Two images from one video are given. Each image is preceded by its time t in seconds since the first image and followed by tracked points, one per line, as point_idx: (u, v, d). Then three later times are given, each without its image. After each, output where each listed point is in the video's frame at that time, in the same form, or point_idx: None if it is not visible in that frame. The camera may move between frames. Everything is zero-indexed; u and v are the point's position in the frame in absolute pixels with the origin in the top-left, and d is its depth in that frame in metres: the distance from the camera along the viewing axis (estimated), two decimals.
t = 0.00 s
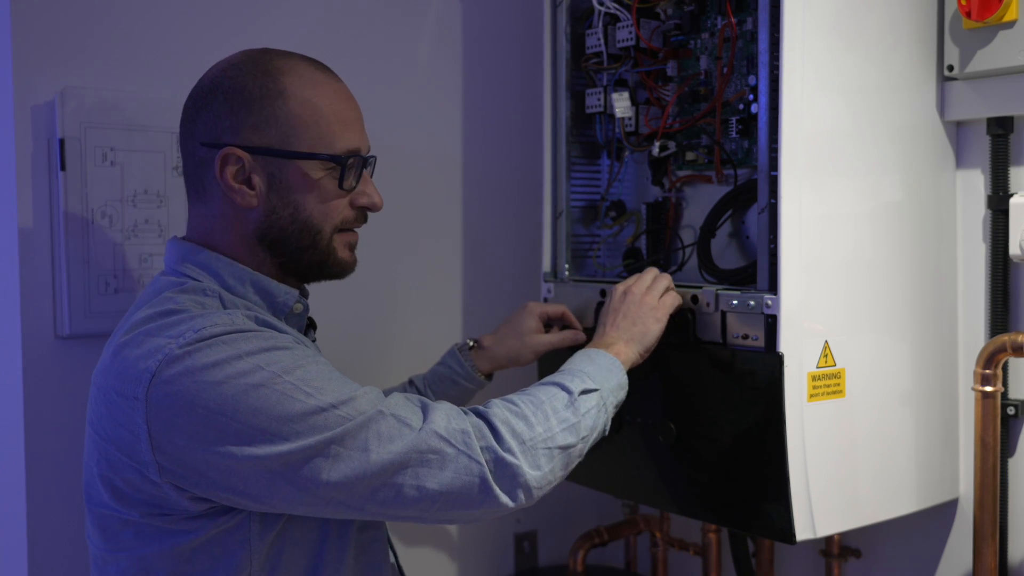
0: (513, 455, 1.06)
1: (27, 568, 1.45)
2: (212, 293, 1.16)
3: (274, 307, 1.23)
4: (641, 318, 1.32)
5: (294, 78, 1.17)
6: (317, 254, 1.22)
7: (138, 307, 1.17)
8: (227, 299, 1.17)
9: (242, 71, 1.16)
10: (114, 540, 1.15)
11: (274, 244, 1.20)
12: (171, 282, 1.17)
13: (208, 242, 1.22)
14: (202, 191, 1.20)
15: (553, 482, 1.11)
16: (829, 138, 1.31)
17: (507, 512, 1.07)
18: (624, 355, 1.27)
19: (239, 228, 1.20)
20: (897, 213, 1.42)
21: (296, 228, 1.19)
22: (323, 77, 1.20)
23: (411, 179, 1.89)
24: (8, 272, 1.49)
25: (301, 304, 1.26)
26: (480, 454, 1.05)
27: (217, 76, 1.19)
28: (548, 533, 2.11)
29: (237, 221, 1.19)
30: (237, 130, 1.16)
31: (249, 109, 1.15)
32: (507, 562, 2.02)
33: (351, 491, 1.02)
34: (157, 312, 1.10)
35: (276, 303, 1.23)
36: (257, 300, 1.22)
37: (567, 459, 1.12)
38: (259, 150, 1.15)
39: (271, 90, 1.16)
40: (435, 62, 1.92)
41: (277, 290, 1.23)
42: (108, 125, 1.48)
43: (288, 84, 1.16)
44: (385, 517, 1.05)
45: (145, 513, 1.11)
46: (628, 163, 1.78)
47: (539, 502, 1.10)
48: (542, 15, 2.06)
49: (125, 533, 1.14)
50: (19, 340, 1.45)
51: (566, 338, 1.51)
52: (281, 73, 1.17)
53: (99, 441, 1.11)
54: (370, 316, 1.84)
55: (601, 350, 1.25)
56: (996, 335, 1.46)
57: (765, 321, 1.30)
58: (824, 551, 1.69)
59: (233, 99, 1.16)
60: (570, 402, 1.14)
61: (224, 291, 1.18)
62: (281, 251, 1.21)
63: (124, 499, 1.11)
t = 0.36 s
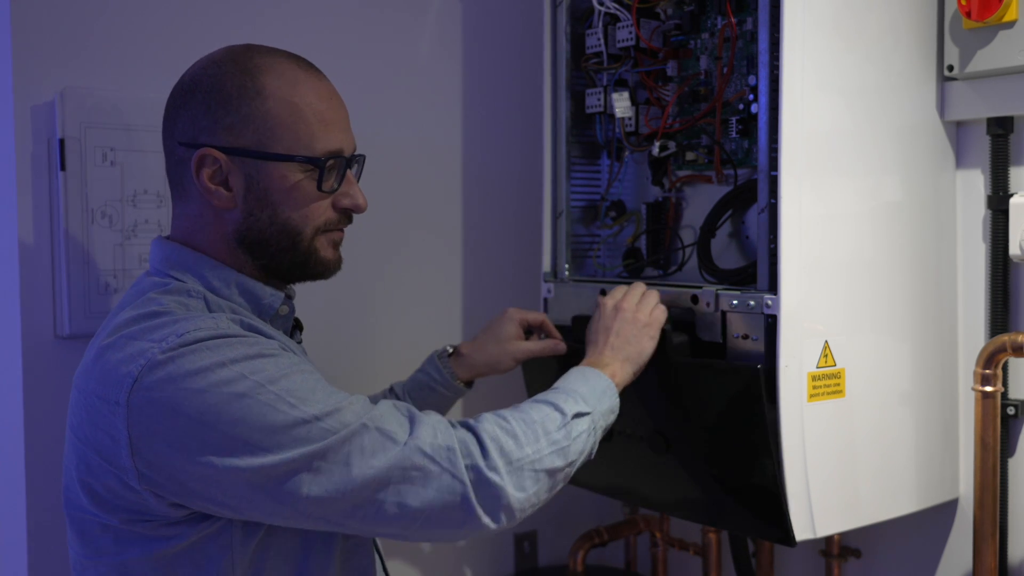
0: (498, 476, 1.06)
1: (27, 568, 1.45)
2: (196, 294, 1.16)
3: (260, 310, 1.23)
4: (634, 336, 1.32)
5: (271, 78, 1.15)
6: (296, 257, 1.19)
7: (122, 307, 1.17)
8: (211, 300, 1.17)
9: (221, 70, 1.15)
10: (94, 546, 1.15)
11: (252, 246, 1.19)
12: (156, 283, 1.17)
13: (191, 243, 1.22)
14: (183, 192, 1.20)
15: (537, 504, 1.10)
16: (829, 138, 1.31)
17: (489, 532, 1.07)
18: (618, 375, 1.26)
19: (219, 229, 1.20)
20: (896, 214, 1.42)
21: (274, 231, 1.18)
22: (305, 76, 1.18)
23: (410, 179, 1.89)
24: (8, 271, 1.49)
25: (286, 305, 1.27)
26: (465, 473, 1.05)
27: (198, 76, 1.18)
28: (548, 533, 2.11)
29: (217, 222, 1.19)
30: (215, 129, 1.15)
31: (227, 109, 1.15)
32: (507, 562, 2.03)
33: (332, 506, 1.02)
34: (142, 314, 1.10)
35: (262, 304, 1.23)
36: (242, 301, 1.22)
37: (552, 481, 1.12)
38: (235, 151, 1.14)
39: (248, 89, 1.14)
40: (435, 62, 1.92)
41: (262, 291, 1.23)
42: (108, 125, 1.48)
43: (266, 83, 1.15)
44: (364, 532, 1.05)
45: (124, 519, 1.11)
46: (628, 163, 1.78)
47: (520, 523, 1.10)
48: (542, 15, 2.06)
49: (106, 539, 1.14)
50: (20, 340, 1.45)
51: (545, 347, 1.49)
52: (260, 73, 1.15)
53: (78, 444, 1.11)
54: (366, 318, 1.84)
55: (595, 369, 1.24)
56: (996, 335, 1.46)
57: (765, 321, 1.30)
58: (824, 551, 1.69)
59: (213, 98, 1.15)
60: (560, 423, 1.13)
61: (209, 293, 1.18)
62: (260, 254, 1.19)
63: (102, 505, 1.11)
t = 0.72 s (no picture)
0: None
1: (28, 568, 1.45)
2: (189, 299, 1.09)
3: (255, 314, 1.16)
4: (564, 415, 1.12)
5: (297, 80, 1.09)
6: (307, 263, 1.14)
7: (118, 302, 1.10)
8: (204, 307, 1.09)
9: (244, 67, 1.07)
10: (70, 552, 1.09)
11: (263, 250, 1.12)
12: (148, 286, 1.10)
13: (192, 244, 1.14)
14: (191, 189, 1.12)
15: None
16: (830, 138, 1.31)
17: None
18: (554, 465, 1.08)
19: (229, 230, 1.12)
20: (897, 214, 1.42)
21: (289, 236, 1.11)
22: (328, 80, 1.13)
23: (410, 180, 1.89)
24: (8, 272, 1.49)
25: (283, 308, 1.19)
26: None
27: (216, 72, 1.10)
28: (548, 532, 2.11)
29: (229, 223, 1.11)
30: (234, 129, 1.08)
31: (248, 108, 1.07)
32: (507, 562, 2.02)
33: None
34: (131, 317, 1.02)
35: (257, 308, 1.15)
36: (237, 305, 1.14)
37: None
38: (256, 152, 1.07)
39: (273, 91, 1.08)
40: (435, 62, 1.92)
41: (258, 294, 1.15)
42: (108, 125, 1.48)
43: (292, 86, 1.08)
44: None
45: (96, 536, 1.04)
46: (628, 163, 1.78)
47: None
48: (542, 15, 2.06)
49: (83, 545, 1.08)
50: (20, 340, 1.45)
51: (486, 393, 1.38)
52: (285, 74, 1.09)
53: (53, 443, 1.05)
54: (365, 320, 1.84)
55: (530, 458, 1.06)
56: (996, 335, 1.46)
57: (765, 321, 1.31)
58: (824, 551, 1.70)
59: (235, 97, 1.08)
60: (503, 538, 0.99)
61: (203, 297, 1.11)
62: (269, 259, 1.13)
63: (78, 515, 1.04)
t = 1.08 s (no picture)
0: None
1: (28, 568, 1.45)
2: (197, 303, 1.07)
3: (262, 317, 1.14)
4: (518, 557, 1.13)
5: (337, 92, 1.11)
6: (324, 270, 1.15)
7: (128, 298, 1.10)
8: (213, 313, 1.08)
9: (288, 73, 1.08)
10: (68, 551, 1.08)
11: (283, 254, 1.12)
12: (156, 286, 1.08)
13: (207, 244, 1.12)
14: (214, 186, 1.09)
15: None
16: (829, 138, 1.31)
17: None
18: None
19: (250, 233, 1.10)
20: (896, 214, 1.42)
21: (312, 243, 1.12)
22: (360, 95, 1.15)
23: (410, 179, 1.89)
24: (8, 272, 1.48)
25: (291, 313, 1.16)
26: None
27: (255, 73, 1.09)
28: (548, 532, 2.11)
29: (252, 225, 1.09)
30: (273, 133, 1.07)
31: (289, 114, 1.08)
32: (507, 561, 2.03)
33: None
34: (140, 318, 1.02)
35: (265, 312, 1.14)
36: (245, 308, 1.12)
37: None
38: (294, 158, 1.08)
39: (315, 100, 1.09)
40: (435, 62, 1.92)
41: (266, 298, 1.13)
42: (108, 125, 1.48)
43: (332, 97, 1.10)
44: None
45: (93, 539, 1.02)
46: (628, 163, 1.79)
47: None
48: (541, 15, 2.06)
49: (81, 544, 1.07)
50: (19, 340, 1.45)
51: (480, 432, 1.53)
52: (325, 85, 1.11)
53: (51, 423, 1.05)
54: (366, 320, 1.83)
55: None
56: (996, 335, 1.46)
57: (765, 321, 1.31)
58: (824, 551, 1.69)
59: (275, 101, 1.08)
60: None
61: (212, 302, 1.09)
62: (287, 264, 1.13)
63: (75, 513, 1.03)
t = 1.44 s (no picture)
0: None
1: (28, 569, 1.44)
2: (218, 307, 1.07)
3: (279, 324, 1.14)
4: None
5: (376, 111, 1.13)
6: (342, 281, 1.16)
7: (148, 295, 1.10)
8: (233, 318, 1.08)
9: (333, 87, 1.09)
10: (79, 546, 1.09)
11: (306, 262, 1.12)
12: (177, 288, 1.08)
13: (230, 248, 1.11)
14: (245, 189, 1.09)
15: None
16: (830, 139, 1.31)
17: None
18: None
19: (276, 239, 1.10)
20: (896, 215, 1.42)
21: (335, 253, 1.13)
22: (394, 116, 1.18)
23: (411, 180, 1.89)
24: (8, 273, 1.48)
25: (308, 322, 1.16)
26: None
27: (300, 83, 1.10)
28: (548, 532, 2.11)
29: (280, 232, 1.10)
30: (314, 143, 1.08)
31: (331, 127, 1.09)
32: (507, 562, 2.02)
33: None
34: (162, 320, 1.02)
35: (283, 319, 1.13)
36: (263, 315, 1.12)
37: None
38: (329, 169, 1.09)
39: (356, 116, 1.11)
40: (435, 63, 1.92)
41: (285, 306, 1.12)
42: (108, 125, 1.48)
43: (371, 115, 1.12)
44: None
45: (105, 537, 1.02)
46: (628, 163, 1.79)
47: None
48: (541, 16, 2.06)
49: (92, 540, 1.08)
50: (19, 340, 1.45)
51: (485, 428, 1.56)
52: (366, 103, 1.13)
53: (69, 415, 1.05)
54: (367, 321, 1.84)
55: None
56: (996, 335, 1.46)
57: (765, 321, 1.31)
58: (824, 551, 1.69)
59: (318, 112, 1.09)
60: None
61: (232, 308, 1.09)
62: (308, 272, 1.13)
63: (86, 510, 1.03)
